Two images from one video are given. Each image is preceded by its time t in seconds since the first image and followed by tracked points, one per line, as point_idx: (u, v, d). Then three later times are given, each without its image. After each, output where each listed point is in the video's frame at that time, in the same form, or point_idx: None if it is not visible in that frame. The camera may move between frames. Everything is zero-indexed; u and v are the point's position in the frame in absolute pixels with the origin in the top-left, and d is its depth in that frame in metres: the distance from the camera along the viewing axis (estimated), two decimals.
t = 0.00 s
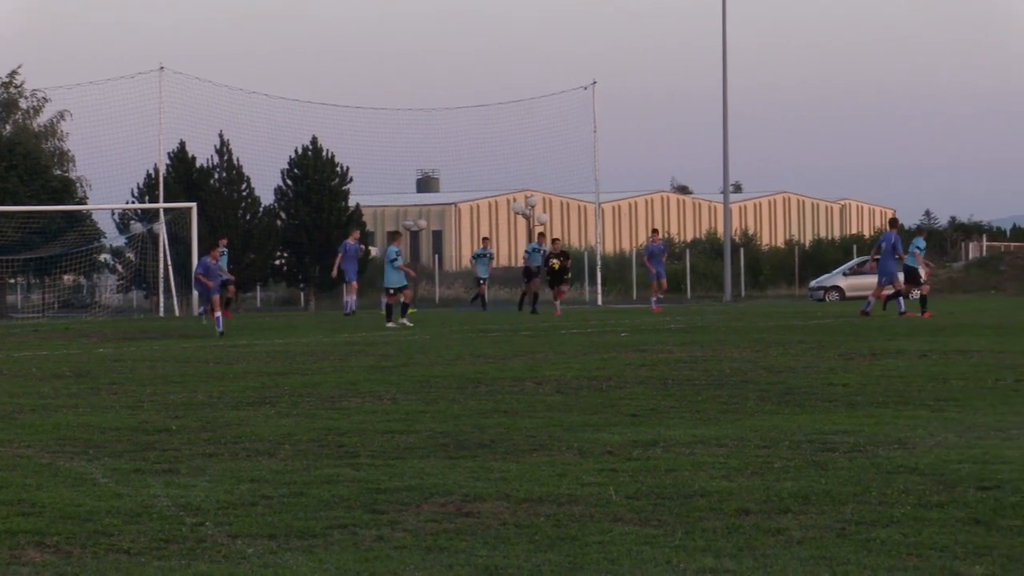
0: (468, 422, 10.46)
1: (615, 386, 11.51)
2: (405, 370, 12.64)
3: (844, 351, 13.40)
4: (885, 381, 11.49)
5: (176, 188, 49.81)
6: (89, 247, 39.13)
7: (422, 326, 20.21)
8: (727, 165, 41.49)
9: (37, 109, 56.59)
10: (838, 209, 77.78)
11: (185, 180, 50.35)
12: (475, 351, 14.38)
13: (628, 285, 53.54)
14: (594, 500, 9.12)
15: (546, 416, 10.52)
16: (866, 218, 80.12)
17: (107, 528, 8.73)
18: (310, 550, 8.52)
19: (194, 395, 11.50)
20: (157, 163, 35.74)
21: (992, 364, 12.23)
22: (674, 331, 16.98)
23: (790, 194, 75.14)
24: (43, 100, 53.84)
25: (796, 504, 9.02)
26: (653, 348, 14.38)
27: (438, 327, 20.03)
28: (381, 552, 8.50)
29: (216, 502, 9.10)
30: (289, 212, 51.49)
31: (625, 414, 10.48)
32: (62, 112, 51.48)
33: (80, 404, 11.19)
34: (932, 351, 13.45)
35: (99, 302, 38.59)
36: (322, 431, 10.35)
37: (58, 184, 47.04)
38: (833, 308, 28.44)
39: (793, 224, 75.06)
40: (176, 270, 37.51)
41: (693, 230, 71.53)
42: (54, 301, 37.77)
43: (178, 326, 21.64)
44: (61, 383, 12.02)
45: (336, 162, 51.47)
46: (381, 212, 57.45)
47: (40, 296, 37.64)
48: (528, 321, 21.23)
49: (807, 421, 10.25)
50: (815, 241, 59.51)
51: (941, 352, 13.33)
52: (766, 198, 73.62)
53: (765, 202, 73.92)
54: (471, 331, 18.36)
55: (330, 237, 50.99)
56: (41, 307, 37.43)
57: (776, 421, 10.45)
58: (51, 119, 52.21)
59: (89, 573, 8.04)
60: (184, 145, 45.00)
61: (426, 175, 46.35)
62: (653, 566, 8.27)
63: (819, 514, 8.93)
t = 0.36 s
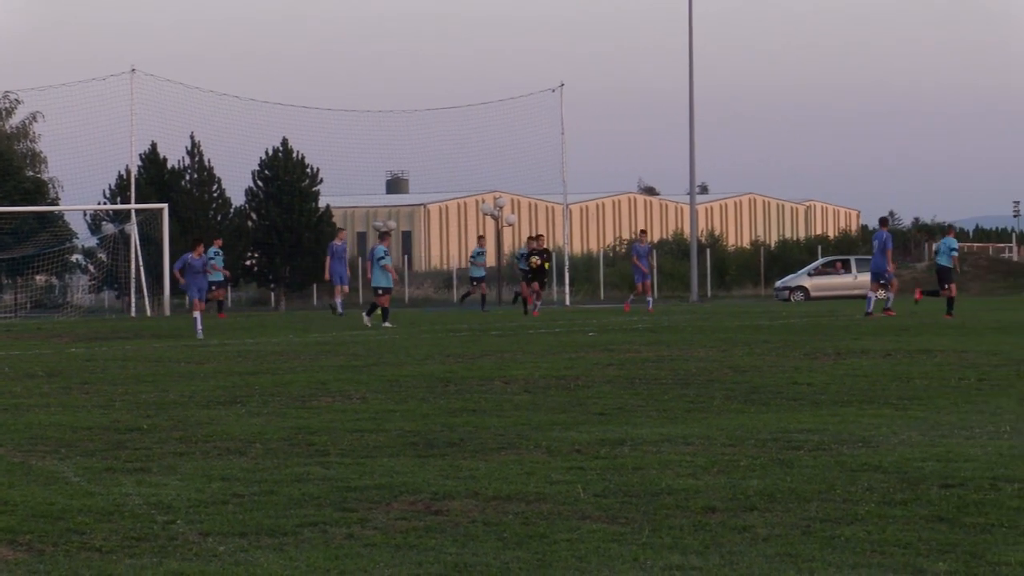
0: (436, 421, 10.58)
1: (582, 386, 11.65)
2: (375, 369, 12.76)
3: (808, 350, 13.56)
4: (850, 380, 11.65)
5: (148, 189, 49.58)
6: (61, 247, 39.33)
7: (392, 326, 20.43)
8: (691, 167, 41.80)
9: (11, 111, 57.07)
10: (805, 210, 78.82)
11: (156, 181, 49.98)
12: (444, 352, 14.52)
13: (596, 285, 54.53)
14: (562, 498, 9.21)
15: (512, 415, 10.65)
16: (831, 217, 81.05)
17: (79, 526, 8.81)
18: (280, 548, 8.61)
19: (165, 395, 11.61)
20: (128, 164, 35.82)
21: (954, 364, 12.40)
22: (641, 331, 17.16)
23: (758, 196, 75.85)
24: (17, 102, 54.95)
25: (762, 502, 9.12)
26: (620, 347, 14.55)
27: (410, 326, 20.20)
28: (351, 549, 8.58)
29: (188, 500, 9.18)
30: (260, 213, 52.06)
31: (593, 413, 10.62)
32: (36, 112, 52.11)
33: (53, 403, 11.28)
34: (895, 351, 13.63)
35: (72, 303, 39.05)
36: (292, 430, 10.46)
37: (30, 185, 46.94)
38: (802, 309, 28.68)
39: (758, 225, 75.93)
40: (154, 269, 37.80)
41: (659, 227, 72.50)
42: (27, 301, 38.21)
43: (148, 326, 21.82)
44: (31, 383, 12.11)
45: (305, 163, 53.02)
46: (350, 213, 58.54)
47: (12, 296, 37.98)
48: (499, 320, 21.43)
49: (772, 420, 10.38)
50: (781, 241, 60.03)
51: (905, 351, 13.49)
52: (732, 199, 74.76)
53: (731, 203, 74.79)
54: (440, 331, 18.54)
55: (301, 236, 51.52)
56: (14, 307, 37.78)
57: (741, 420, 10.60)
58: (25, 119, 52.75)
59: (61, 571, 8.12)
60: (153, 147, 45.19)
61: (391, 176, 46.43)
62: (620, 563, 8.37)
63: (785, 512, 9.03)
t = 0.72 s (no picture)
0: (404, 419, 10.77)
1: (548, 384, 11.85)
2: (343, 369, 12.95)
3: (770, 350, 13.78)
4: (812, 378, 11.86)
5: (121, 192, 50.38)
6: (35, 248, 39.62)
7: (361, 325, 20.65)
8: (655, 169, 42.30)
9: None
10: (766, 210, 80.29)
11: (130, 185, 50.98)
12: (413, 352, 14.72)
13: (563, 285, 56.52)
14: (528, 494, 9.37)
15: (480, 412, 10.84)
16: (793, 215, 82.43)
17: (52, 523, 8.95)
18: (251, 544, 8.75)
19: (138, 392, 11.78)
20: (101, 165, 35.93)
21: (915, 362, 12.63)
22: (604, 331, 17.41)
23: (720, 196, 77.20)
24: None
25: (724, 498, 9.29)
26: (585, 347, 14.78)
27: (379, 326, 20.42)
28: (320, 545, 8.73)
29: (160, 497, 9.33)
30: (231, 213, 53.70)
31: (558, 411, 10.82)
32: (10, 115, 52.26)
33: (26, 401, 11.42)
34: (856, 350, 13.88)
35: (45, 302, 39.45)
36: (262, 428, 10.64)
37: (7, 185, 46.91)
38: (771, 308, 29.01)
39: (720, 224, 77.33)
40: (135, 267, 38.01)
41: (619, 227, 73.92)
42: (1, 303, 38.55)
43: (119, 326, 21.99)
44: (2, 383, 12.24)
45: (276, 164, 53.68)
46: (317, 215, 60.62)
47: None
48: (469, 320, 21.66)
49: (735, 417, 10.58)
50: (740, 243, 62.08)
51: (865, 350, 13.73)
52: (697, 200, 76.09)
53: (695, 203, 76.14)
54: (407, 331, 18.77)
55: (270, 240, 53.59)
56: None
57: (704, 417, 10.79)
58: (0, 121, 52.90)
59: (33, 567, 8.27)
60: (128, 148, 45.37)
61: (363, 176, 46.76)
62: (586, 558, 8.53)
63: (748, 507, 9.20)
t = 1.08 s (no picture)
0: (366, 417, 10.98)
1: (508, 383, 12.09)
2: (307, 368, 13.15)
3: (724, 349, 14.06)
4: (765, 377, 12.13)
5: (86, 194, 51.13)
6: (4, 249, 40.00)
7: (325, 325, 20.92)
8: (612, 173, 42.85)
9: None
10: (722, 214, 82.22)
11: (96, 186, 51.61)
12: (375, 352, 14.94)
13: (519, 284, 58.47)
14: (488, 490, 9.57)
15: (440, 411, 11.06)
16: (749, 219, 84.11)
17: (20, 519, 9.12)
18: (216, 539, 8.93)
19: (106, 391, 11.97)
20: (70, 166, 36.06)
21: (867, 360, 12.92)
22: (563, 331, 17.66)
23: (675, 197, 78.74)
24: None
25: (679, 494, 9.50)
26: (545, 347, 15.06)
27: (344, 326, 20.68)
28: (284, 540, 8.91)
29: (126, 493, 9.51)
30: (196, 216, 54.83)
31: (518, 409, 11.05)
32: None
33: None
34: (808, 348, 14.19)
35: (13, 302, 40.01)
36: (227, 426, 10.84)
37: None
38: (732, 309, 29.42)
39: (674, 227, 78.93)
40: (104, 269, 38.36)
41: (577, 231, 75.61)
42: None
43: (86, 326, 22.21)
44: None
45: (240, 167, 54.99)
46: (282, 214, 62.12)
47: None
48: (434, 320, 21.94)
49: (689, 415, 10.82)
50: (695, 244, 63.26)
51: (817, 348, 14.02)
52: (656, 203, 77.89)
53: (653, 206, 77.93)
54: (369, 331, 18.94)
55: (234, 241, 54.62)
56: None
57: (660, 416, 11.04)
58: None
59: (1, 563, 8.45)
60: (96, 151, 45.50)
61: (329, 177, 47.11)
62: (544, 553, 8.72)
63: (702, 503, 9.41)
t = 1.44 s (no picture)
0: (339, 412, 11.30)
1: (476, 380, 12.44)
2: (280, 365, 13.46)
3: (686, 347, 14.44)
4: (725, 374, 12.50)
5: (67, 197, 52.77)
6: None
7: (296, 325, 21.25)
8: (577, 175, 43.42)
9: None
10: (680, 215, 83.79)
11: (77, 193, 53.49)
12: (349, 349, 15.26)
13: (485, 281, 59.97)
14: (457, 484, 9.89)
15: (411, 408, 11.39)
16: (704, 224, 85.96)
17: (3, 513, 9.41)
18: (194, 532, 9.22)
19: (86, 387, 12.27)
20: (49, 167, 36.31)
21: (827, 357, 13.31)
22: (526, 330, 18.06)
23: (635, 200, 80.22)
24: None
25: (642, 487, 9.81)
26: (511, 345, 15.43)
27: (316, 325, 21.01)
28: (259, 533, 9.21)
29: (105, 488, 9.81)
30: (174, 217, 56.83)
31: (486, 405, 11.40)
32: None
33: None
34: (766, 346, 14.61)
35: None
36: (204, 421, 11.15)
37: None
38: (696, 309, 30.05)
39: (634, 230, 80.61)
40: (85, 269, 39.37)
41: (539, 235, 77.13)
42: None
43: (62, 325, 22.49)
44: None
45: (216, 172, 56.90)
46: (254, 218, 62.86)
47: None
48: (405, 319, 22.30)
49: (651, 411, 11.17)
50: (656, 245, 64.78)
51: (775, 346, 14.45)
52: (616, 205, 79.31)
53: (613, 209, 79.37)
54: (340, 330, 19.29)
55: (209, 241, 56.47)
56: None
57: (623, 412, 11.39)
58: None
59: None
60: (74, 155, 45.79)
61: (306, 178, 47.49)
62: (511, 544, 9.03)
63: (664, 496, 9.72)
